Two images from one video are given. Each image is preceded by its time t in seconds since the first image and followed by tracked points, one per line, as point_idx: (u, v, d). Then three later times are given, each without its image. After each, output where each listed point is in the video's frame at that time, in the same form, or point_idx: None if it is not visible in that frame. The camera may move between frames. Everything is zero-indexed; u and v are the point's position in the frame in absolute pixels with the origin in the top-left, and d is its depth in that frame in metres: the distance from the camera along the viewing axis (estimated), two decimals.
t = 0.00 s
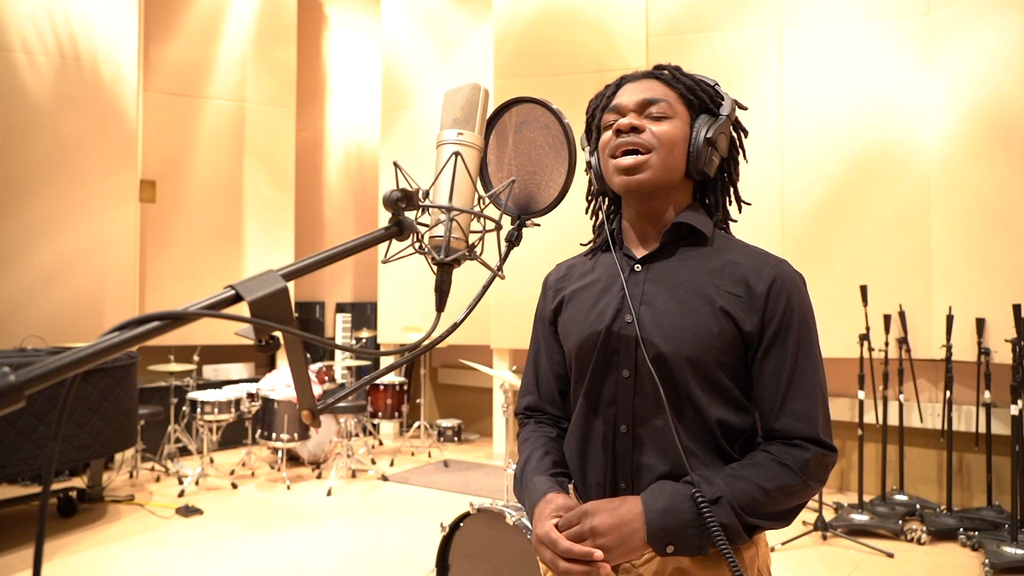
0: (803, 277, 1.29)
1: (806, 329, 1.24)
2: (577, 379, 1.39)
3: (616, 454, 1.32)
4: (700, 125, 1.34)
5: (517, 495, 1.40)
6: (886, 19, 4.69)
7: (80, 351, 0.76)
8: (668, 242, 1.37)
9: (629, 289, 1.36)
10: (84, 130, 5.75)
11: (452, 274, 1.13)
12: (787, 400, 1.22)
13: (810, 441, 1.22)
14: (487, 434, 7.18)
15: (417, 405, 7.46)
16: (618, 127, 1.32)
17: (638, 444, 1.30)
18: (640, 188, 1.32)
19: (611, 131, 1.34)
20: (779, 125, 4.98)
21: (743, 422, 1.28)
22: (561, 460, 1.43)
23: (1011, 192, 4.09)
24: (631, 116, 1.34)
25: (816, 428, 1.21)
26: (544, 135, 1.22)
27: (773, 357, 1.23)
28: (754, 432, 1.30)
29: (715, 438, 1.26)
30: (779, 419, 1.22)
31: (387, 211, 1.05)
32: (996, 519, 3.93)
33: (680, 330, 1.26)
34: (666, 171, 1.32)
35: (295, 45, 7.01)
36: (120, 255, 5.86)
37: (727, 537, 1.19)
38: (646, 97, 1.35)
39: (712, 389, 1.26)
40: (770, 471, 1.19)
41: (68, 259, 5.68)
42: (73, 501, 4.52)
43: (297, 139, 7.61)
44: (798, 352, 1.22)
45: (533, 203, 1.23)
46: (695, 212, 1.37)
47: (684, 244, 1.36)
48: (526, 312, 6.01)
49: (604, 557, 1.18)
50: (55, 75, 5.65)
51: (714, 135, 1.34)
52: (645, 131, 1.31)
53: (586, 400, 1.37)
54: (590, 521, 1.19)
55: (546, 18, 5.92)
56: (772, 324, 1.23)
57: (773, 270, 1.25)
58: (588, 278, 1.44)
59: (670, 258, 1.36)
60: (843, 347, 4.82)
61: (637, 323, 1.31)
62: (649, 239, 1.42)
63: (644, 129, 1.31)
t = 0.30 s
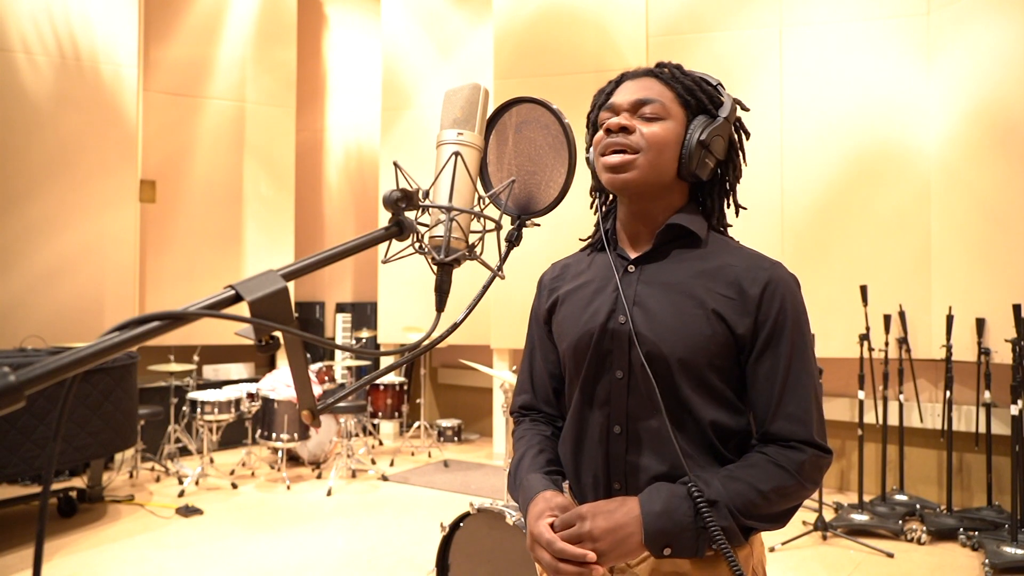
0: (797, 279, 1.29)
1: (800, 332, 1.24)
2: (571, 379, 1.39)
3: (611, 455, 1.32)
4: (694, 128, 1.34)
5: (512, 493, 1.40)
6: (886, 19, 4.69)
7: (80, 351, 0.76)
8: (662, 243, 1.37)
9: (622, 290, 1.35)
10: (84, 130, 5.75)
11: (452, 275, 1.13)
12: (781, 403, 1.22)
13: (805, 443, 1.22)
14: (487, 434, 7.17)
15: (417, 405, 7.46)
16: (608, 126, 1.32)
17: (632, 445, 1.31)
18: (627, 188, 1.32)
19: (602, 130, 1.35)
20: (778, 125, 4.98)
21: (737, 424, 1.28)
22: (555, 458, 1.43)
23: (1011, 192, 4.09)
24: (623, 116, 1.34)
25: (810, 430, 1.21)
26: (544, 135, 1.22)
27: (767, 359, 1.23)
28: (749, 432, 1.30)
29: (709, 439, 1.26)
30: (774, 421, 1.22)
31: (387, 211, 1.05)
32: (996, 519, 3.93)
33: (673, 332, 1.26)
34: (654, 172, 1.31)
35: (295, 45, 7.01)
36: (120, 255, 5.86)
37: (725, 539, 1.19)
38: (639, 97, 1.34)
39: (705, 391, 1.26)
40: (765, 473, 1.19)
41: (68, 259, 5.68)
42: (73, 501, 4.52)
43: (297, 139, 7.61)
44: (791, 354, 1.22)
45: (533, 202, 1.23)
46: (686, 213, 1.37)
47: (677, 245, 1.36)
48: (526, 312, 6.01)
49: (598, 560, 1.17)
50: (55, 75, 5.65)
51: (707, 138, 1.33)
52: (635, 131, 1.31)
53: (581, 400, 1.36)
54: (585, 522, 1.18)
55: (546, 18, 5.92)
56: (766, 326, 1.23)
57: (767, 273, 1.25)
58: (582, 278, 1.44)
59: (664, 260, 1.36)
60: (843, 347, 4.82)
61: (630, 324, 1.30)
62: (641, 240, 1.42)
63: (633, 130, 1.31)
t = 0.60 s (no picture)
0: (789, 279, 1.29)
1: (792, 331, 1.24)
2: (566, 379, 1.39)
3: (605, 455, 1.33)
4: (689, 136, 1.33)
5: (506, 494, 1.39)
6: (886, 19, 4.69)
7: (80, 351, 0.76)
8: (655, 242, 1.37)
9: (616, 290, 1.35)
10: (84, 131, 5.75)
11: (452, 275, 1.13)
12: (773, 402, 1.22)
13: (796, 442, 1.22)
14: (487, 434, 7.17)
15: (417, 405, 7.46)
16: (602, 128, 1.33)
17: (626, 444, 1.31)
18: (616, 192, 1.33)
19: (597, 130, 1.35)
20: (778, 125, 4.98)
21: (731, 423, 1.28)
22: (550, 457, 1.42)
23: (1011, 192, 4.09)
24: (618, 118, 1.34)
25: (802, 429, 1.21)
26: (544, 135, 1.22)
27: (759, 358, 1.24)
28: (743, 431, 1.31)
29: (703, 438, 1.27)
30: (766, 420, 1.22)
31: (387, 211, 1.05)
32: (996, 519, 3.93)
33: (666, 332, 1.26)
34: (645, 177, 1.32)
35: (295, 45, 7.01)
36: (120, 256, 5.86)
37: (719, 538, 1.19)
38: (637, 101, 1.34)
39: (698, 391, 1.26)
40: (757, 472, 1.19)
41: (68, 259, 5.68)
42: (73, 501, 4.52)
43: (297, 139, 7.61)
44: (783, 353, 1.23)
45: (532, 203, 1.23)
46: (679, 215, 1.36)
47: (669, 245, 1.36)
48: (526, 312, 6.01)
49: (590, 559, 1.16)
50: (55, 75, 5.65)
51: (701, 146, 1.32)
52: (627, 136, 1.31)
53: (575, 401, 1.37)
54: (579, 521, 1.17)
55: (545, 19, 5.92)
56: (758, 325, 1.24)
57: (759, 272, 1.26)
58: (576, 278, 1.44)
59: (657, 259, 1.35)
60: (843, 347, 4.82)
61: (624, 324, 1.30)
62: (633, 242, 1.42)
63: (626, 134, 1.31)
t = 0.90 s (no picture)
0: (785, 277, 1.29)
1: (787, 328, 1.24)
2: (563, 378, 1.39)
3: (601, 453, 1.33)
4: (695, 142, 1.34)
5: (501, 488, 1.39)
6: (886, 18, 4.69)
7: (80, 351, 0.76)
8: (654, 242, 1.37)
9: (613, 288, 1.36)
10: (84, 131, 5.75)
11: (452, 275, 1.13)
12: (768, 399, 1.22)
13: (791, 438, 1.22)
14: (487, 434, 7.17)
15: (417, 405, 7.46)
16: (609, 130, 1.32)
17: (623, 442, 1.31)
18: (620, 195, 1.33)
19: (603, 131, 1.34)
20: (778, 125, 4.98)
21: (728, 421, 1.28)
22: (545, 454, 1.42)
23: (1011, 192, 4.09)
24: (626, 121, 1.33)
25: (797, 425, 1.21)
26: (544, 135, 1.22)
27: (754, 355, 1.24)
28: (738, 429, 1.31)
29: (699, 436, 1.27)
30: (761, 417, 1.22)
31: (387, 211, 1.05)
32: (996, 519, 3.93)
33: (663, 330, 1.26)
34: (649, 182, 1.32)
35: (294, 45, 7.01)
36: (120, 256, 5.86)
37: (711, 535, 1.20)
38: (645, 105, 1.34)
39: (694, 389, 1.26)
40: (751, 468, 1.19)
41: (68, 259, 5.68)
42: (73, 501, 4.52)
43: (297, 139, 7.61)
44: (779, 350, 1.23)
45: (533, 203, 1.23)
46: (680, 217, 1.37)
47: (667, 245, 1.37)
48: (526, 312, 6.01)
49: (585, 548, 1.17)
50: (55, 75, 5.65)
51: (706, 154, 1.33)
52: (635, 140, 1.31)
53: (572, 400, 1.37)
54: (576, 511, 1.18)
55: (545, 19, 5.92)
56: (754, 322, 1.24)
57: (755, 270, 1.26)
58: (574, 277, 1.44)
59: (655, 259, 1.35)
60: (843, 348, 4.81)
61: (621, 323, 1.30)
62: (631, 241, 1.42)
63: (634, 137, 1.31)
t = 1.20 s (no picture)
0: (787, 277, 1.29)
1: (788, 328, 1.24)
2: (565, 378, 1.39)
3: (603, 453, 1.32)
4: (697, 144, 1.34)
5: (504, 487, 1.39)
6: (887, 18, 4.69)
7: (80, 351, 0.76)
8: (654, 243, 1.37)
9: (615, 289, 1.36)
10: (84, 131, 5.75)
11: (452, 275, 1.13)
12: (769, 399, 1.22)
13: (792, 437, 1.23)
14: (487, 434, 7.17)
15: (417, 405, 7.46)
16: (611, 130, 1.32)
17: (626, 442, 1.31)
18: (621, 196, 1.33)
19: (605, 132, 1.34)
20: (778, 125, 4.98)
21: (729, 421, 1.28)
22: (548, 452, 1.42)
23: (1011, 192, 4.09)
24: (628, 122, 1.33)
25: (798, 425, 1.22)
26: (543, 135, 1.22)
27: (755, 354, 1.24)
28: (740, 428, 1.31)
29: (701, 436, 1.27)
30: (762, 417, 1.23)
31: (387, 211, 1.05)
32: (996, 519, 3.93)
33: (665, 330, 1.26)
34: (650, 183, 1.32)
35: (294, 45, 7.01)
36: (119, 255, 5.86)
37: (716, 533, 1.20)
38: (647, 105, 1.34)
39: (696, 388, 1.26)
40: (753, 466, 1.19)
41: (68, 259, 5.68)
42: (73, 501, 4.52)
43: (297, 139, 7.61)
44: (780, 349, 1.23)
45: (532, 203, 1.23)
46: (682, 217, 1.37)
47: (669, 245, 1.36)
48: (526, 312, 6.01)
49: (588, 548, 1.17)
50: (55, 75, 5.66)
51: (707, 155, 1.33)
52: (637, 141, 1.31)
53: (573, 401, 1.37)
54: (579, 511, 1.18)
55: (545, 19, 5.92)
56: (755, 322, 1.24)
57: (756, 270, 1.26)
58: (575, 277, 1.44)
59: (656, 259, 1.35)
60: (843, 348, 4.81)
61: (623, 323, 1.30)
62: (633, 242, 1.42)
63: (636, 138, 1.31)
